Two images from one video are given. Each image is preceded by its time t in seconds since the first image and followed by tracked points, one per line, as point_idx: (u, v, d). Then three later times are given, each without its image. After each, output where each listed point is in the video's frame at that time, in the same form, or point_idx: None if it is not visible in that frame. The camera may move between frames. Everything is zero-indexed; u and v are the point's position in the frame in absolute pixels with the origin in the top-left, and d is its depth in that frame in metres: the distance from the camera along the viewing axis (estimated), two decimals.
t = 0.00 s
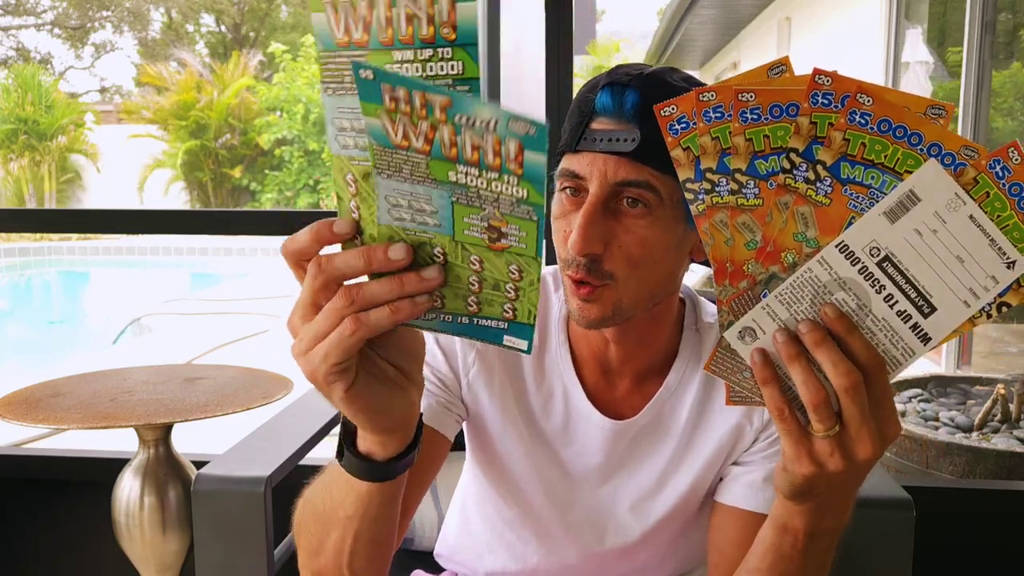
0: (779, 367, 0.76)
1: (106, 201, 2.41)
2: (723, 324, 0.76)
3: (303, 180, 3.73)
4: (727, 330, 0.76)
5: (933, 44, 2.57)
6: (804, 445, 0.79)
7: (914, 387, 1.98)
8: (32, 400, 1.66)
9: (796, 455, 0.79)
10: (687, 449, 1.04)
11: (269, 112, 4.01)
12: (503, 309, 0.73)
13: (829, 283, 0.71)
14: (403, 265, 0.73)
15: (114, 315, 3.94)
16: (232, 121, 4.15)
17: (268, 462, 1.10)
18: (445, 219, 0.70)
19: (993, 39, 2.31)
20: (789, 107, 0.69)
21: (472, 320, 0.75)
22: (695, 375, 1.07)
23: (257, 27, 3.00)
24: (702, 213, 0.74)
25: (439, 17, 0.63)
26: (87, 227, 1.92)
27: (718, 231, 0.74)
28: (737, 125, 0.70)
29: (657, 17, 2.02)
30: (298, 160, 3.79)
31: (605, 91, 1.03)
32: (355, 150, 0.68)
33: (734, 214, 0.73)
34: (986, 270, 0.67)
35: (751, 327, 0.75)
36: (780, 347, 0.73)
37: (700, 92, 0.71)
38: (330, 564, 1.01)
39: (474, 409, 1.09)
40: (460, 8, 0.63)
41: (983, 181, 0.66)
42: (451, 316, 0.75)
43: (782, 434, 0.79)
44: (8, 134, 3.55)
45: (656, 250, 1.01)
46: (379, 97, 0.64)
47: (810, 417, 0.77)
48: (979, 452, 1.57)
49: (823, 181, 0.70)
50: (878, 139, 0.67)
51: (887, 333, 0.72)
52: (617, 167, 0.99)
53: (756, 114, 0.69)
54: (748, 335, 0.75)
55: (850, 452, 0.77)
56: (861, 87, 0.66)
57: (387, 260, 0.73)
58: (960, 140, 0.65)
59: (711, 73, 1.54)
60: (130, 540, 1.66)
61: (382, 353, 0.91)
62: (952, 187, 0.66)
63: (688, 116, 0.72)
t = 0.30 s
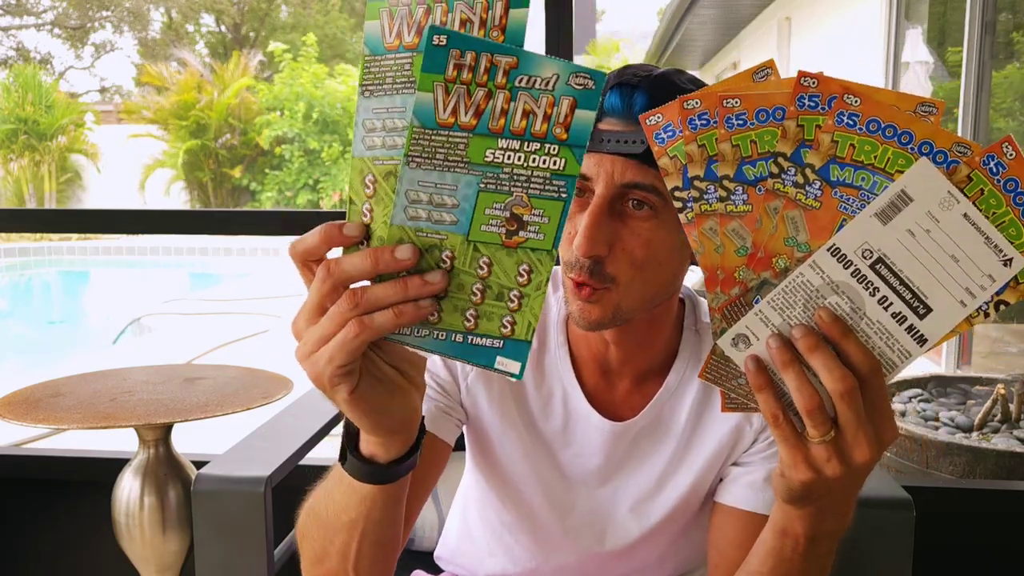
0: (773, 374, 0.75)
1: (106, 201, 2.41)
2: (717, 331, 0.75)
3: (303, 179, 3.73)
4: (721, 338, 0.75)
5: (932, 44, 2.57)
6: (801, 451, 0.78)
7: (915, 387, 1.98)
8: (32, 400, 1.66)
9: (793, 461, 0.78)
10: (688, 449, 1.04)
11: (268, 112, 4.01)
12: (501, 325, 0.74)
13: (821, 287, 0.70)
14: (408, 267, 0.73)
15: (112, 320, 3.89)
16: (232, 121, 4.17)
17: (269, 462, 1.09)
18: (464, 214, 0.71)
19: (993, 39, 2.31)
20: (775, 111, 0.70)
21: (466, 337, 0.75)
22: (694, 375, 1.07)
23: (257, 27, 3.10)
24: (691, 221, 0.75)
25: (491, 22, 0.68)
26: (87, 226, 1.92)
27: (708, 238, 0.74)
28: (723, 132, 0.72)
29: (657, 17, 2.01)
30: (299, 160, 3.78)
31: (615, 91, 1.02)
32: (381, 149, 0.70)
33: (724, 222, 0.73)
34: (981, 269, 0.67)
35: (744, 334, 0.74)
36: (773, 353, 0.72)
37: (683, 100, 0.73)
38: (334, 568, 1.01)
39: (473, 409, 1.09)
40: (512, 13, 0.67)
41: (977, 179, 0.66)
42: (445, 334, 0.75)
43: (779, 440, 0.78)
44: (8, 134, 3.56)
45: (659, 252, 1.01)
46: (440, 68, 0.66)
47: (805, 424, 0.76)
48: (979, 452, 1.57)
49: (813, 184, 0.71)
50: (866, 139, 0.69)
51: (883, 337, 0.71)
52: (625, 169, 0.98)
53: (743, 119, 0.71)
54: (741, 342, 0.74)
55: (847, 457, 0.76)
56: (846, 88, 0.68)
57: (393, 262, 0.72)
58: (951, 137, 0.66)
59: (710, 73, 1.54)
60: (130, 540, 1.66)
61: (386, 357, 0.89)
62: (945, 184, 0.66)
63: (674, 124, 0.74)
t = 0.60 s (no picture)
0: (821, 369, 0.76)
1: (105, 201, 2.40)
2: (765, 322, 0.77)
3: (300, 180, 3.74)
4: (768, 330, 0.76)
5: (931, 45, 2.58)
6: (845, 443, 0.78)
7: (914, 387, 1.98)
8: (32, 399, 1.66)
9: (837, 453, 0.79)
10: (687, 447, 1.04)
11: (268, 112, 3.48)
12: (464, 309, 0.77)
13: (873, 287, 0.71)
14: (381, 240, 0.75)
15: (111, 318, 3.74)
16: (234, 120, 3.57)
17: (268, 462, 1.12)
18: (442, 193, 0.73)
19: (992, 40, 2.35)
20: (835, 107, 0.74)
21: (431, 317, 0.77)
22: (692, 374, 1.07)
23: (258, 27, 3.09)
24: (744, 214, 0.78)
25: (485, 10, 0.70)
26: (87, 226, 1.92)
27: (760, 231, 0.77)
28: (780, 126, 0.75)
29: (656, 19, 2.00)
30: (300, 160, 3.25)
31: (606, 96, 1.01)
32: (369, 125, 0.73)
33: (776, 215, 0.77)
34: None
35: (791, 328, 0.75)
36: (821, 348, 0.74)
37: (743, 94, 0.77)
38: (305, 548, 0.99)
39: (468, 408, 1.09)
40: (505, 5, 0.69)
41: None
42: (411, 311, 0.77)
43: (822, 432, 0.79)
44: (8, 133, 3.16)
45: (658, 254, 1.01)
46: (433, 49, 0.69)
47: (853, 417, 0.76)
48: (979, 452, 1.61)
49: (870, 182, 0.73)
50: (929, 138, 0.70)
51: (932, 339, 0.71)
52: (620, 173, 0.98)
53: (801, 114, 0.74)
54: (788, 336, 0.75)
55: (894, 452, 0.76)
56: (910, 87, 0.70)
57: (366, 232, 0.74)
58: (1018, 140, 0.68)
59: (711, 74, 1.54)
60: (130, 539, 1.66)
61: (356, 328, 0.89)
62: (1008, 188, 0.66)
63: (733, 118, 0.78)
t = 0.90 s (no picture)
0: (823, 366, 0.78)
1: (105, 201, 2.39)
2: (766, 323, 0.79)
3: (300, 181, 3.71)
4: (769, 330, 0.78)
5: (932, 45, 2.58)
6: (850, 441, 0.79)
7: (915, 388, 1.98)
8: (32, 399, 1.66)
9: (841, 451, 0.79)
10: (684, 446, 1.04)
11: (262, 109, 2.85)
12: (434, 301, 0.81)
13: (873, 285, 0.74)
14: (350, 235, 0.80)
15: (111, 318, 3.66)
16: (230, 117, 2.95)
17: (267, 461, 1.16)
18: (407, 189, 0.79)
19: (993, 39, 2.38)
20: (833, 106, 0.74)
21: (402, 310, 0.82)
22: (688, 374, 1.07)
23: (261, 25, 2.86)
24: (744, 215, 0.78)
25: (445, 8, 0.77)
26: (87, 226, 1.92)
27: (760, 232, 0.78)
28: (779, 126, 0.76)
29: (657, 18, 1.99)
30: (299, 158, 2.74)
31: (596, 97, 1.02)
32: (337, 122, 0.79)
33: (775, 216, 0.77)
34: None
35: (792, 328, 0.77)
36: (824, 346, 0.75)
37: (740, 94, 0.77)
38: (288, 540, 1.00)
39: (462, 408, 1.08)
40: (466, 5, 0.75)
41: None
42: (382, 304, 0.82)
43: (826, 430, 0.79)
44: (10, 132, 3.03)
45: (653, 255, 1.01)
46: (391, 48, 0.75)
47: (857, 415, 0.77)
48: (979, 452, 1.59)
49: (870, 181, 0.74)
50: (929, 136, 0.71)
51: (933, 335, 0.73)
52: (613, 174, 0.98)
53: (799, 114, 0.75)
54: (790, 336, 0.77)
55: (898, 447, 0.77)
56: (909, 85, 0.71)
57: (334, 228, 0.79)
58: (1016, 136, 0.69)
59: (710, 74, 1.54)
60: (130, 539, 1.66)
61: (332, 322, 0.91)
62: (1006, 185, 0.69)
63: (730, 117, 0.78)
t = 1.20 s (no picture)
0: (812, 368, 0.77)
1: (105, 200, 2.39)
2: (748, 334, 0.78)
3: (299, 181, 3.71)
4: (753, 340, 0.77)
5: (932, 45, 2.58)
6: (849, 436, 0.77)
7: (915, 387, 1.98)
8: (32, 399, 1.66)
9: (843, 447, 0.78)
10: (686, 445, 1.04)
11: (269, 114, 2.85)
12: (391, 301, 0.83)
13: (848, 284, 0.73)
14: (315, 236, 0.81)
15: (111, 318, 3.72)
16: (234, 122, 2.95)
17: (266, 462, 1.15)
18: (370, 193, 0.80)
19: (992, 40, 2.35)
20: (784, 114, 0.73)
21: (362, 308, 0.83)
22: (689, 374, 1.07)
23: (257, 24, 2.80)
24: (712, 230, 0.78)
25: (414, 25, 0.77)
26: (87, 226, 1.92)
27: (730, 245, 0.78)
28: (734, 140, 0.75)
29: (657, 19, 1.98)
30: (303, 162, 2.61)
31: (575, 110, 1.01)
32: (311, 126, 0.80)
33: (744, 228, 0.77)
34: (1000, 246, 0.69)
35: (775, 335, 0.76)
36: (808, 349, 0.74)
37: (692, 113, 0.76)
38: (265, 530, 1.00)
39: (461, 410, 1.09)
40: (431, 19, 0.76)
41: (991, 159, 0.68)
42: (343, 301, 0.84)
43: (825, 430, 0.78)
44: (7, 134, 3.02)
45: (653, 259, 1.02)
46: (358, 59, 0.77)
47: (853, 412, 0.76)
48: (979, 452, 1.60)
49: (830, 182, 0.74)
50: (881, 131, 0.71)
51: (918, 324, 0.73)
52: (603, 187, 0.97)
53: (752, 126, 0.75)
54: (773, 343, 0.76)
55: (899, 439, 0.75)
56: (855, 84, 0.70)
57: (300, 228, 0.81)
58: (964, 120, 0.68)
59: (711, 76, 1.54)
60: (130, 539, 1.66)
61: (302, 316, 0.92)
62: (960, 168, 0.68)
63: (686, 138, 0.77)
